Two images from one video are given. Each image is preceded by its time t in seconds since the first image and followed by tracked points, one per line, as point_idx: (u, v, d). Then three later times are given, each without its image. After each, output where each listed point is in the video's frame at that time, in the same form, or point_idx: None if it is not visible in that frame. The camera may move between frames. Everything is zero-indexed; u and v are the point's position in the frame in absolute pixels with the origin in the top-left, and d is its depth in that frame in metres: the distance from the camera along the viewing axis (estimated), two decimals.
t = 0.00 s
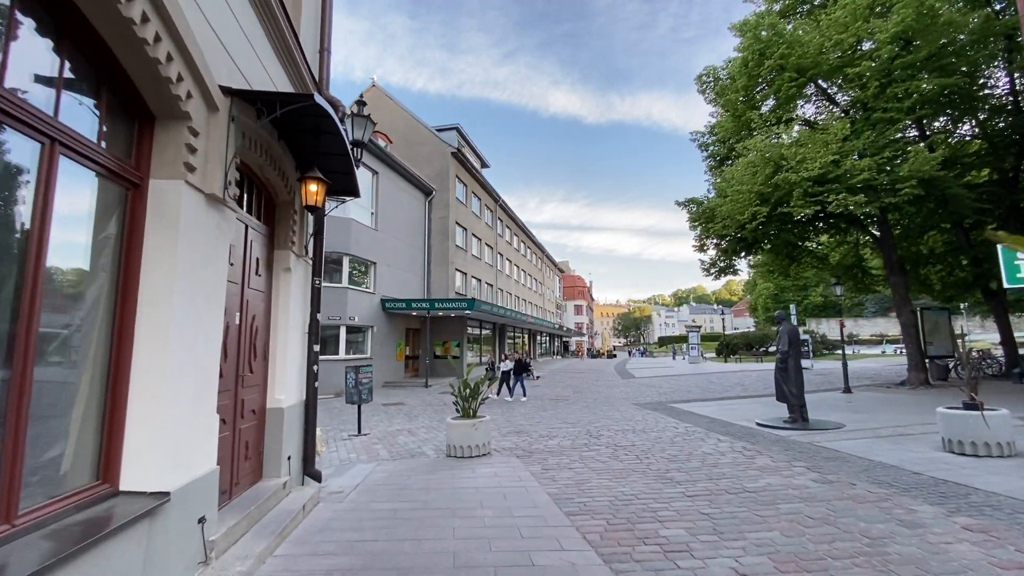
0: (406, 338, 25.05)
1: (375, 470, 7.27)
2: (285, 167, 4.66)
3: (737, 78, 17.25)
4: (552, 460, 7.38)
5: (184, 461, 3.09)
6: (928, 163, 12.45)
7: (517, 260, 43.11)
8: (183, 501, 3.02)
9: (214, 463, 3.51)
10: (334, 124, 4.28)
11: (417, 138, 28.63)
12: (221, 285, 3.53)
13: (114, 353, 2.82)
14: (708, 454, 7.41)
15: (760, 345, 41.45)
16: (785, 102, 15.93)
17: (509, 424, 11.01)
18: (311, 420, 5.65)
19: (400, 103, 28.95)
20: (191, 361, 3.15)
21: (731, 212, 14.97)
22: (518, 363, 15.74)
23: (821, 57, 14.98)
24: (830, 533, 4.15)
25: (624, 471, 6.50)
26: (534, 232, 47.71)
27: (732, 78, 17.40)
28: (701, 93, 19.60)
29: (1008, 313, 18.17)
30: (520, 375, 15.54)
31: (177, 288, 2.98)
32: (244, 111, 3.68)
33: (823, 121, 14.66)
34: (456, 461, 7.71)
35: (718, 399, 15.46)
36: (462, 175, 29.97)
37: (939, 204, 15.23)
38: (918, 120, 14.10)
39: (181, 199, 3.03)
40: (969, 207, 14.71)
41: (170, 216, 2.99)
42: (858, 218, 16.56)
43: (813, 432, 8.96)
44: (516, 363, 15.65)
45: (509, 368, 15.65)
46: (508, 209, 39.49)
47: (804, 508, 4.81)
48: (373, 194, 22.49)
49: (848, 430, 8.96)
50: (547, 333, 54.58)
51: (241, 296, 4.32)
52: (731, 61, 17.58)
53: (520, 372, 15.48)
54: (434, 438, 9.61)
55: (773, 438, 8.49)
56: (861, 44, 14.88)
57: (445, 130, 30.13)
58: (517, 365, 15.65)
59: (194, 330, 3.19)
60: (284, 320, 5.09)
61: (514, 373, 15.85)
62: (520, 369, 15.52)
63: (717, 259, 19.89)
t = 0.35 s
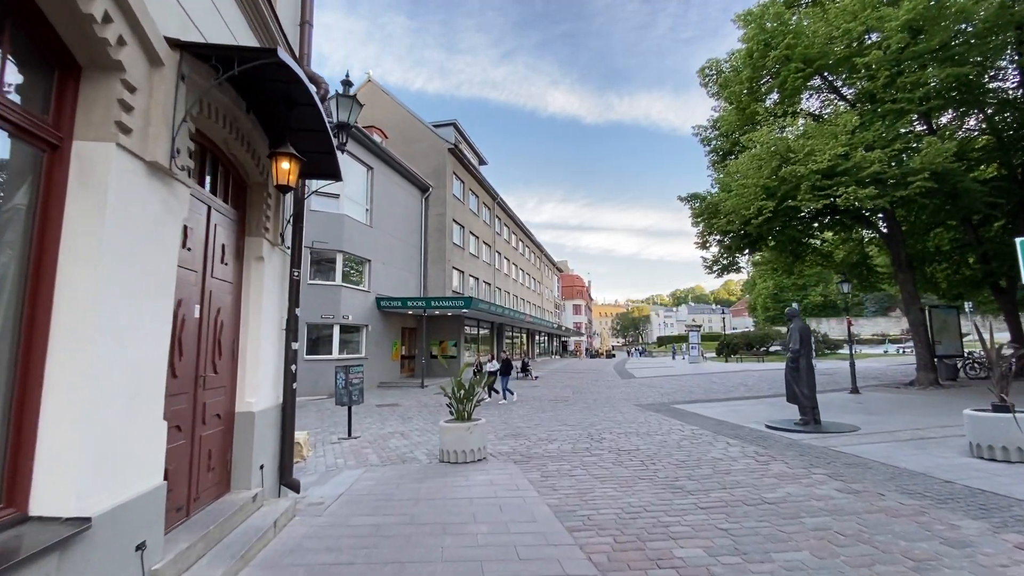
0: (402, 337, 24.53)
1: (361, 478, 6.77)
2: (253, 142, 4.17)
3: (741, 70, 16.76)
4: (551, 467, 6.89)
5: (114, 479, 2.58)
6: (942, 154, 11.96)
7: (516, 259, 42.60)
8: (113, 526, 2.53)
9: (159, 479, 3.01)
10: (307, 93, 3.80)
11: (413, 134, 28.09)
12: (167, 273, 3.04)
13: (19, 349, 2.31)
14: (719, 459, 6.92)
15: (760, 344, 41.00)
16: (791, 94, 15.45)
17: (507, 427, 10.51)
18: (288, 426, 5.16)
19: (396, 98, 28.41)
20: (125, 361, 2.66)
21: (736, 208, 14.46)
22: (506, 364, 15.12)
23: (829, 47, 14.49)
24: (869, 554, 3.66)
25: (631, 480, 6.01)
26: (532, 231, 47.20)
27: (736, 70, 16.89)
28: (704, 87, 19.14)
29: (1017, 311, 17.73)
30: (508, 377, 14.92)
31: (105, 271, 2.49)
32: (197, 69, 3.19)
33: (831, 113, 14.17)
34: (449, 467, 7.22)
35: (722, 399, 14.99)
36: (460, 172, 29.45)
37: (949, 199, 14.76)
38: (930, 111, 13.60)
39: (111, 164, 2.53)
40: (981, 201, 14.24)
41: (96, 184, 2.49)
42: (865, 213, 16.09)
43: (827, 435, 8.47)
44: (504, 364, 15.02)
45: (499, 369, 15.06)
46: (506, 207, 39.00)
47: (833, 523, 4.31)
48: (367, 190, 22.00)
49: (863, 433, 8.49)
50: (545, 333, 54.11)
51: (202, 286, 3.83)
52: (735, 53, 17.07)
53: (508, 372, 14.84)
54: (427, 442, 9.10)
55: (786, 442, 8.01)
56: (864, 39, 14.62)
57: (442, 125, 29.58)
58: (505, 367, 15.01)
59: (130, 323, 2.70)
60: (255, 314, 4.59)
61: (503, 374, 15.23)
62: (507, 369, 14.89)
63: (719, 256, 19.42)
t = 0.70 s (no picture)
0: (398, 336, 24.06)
1: (348, 485, 6.29)
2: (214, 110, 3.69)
3: (746, 61, 16.32)
4: (553, 473, 6.42)
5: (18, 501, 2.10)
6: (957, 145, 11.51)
7: (514, 257, 42.13)
8: (15, 565, 2.05)
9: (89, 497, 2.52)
10: (277, 54, 3.32)
11: (409, 129, 27.58)
12: (100, 253, 2.55)
13: None
14: (733, 464, 6.46)
15: (761, 343, 40.55)
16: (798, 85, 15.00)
17: (505, 429, 10.03)
18: (264, 429, 4.69)
19: (392, 93, 27.90)
20: (33, 360, 2.16)
21: (742, 201, 13.98)
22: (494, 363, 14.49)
23: (838, 36, 14.02)
24: None
25: (639, 488, 5.54)
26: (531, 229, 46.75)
27: (741, 61, 16.42)
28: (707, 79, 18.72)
29: None
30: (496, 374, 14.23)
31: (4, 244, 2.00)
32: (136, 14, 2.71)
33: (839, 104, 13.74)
34: (443, 473, 6.76)
35: (727, 400, 14.56)
36: (457, 168, 28.96)
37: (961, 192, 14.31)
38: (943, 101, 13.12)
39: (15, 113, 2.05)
40: (994, 195, 13.79)
41: None
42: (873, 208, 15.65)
43: (843, 437, 8.02)
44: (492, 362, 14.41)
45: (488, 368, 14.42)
46: (504, 204, 38.53)
47: (871, 540, 3.85)
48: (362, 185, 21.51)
49: (882, 436, 8.04)
50: (544, 332, 53.66)
51: (156, 273, 3.34)
52: (740, 43, 16.59)
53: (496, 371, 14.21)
54: (421, 446, 8.63)
55: (801, 445, 7.55)
56: (871, 30, 14.23)
57: (440, 121, 29.08)
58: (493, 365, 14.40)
59: (42, 314, 2.21)
60: (223, 306, 4.10)
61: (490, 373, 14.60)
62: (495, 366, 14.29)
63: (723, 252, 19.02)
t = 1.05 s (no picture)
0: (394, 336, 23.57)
1: (331, 498, 5.80)
2: (161, 74, 3.24)
3: (751, 53, 15.86)
4: (553, 483, 5.95)
5: None
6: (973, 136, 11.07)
7: (513, 256, 41.67)
8: None
9: None
10: (236, 14, 2.86)
11: (406, 125, 27.08)
12: None
13: None
14: (747, 474, 6.00)
15: (762, 343, 40.11)
16: (804, 78, 14.55)
17: (502, 434, 9.57)
18: (232, 440, 4.21)
19: (388, 89, 27.40)
20: None
21: (747, 197, 13.49)
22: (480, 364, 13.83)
23: (848, 24, 13.55)
24: None
25: (648, 502, 5.07)
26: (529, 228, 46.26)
27: (745, 54, 15.97)
28: (710, 73, 18.31)
29: None
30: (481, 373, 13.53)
31: None
32: None
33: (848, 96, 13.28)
34: (435, 483, 6.28)
35: (732, 401, 14.10)
36: (455, 165, 28.47)
37: (974, 187, 13.85)
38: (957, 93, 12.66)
39: None
40: (1009, 189, 13.33)
41: None
42: (882, 204, 15.17)
43: (860, 443, 7.55)
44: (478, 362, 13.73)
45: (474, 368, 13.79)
46: (502, 202, 38.06)
47: (917, 568, 3.39)
48: (357, 182, 21.03)
49: (901, 441, 7.59)
50: (543, 332, 53.22)
51: (92, 263, 2.87)
52: (745, 35, 16.13)
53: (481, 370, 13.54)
54: (413, 452, 8.15)
55: (818, 451, 7.09)
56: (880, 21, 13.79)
57: (437, 118, 28.58)
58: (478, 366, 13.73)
59: None
60: (181, 302, 3.62)
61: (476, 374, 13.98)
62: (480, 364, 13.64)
63: (726, 250, 18.61)
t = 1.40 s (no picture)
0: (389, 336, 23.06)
1: (308, 511, 5.30)
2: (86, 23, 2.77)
3: (755, 44, 15.39)
4: (550, 494, 5.46)
5: None
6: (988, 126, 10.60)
7: (511, 255, 41.19)
8: None
9: None
10: None
11: (401, 121, 26.55)
12: None
13: None
14: (761, 484, 5.53)
15: (762, 343, 39.66)
16: (810, 69, 14.07)
17: (497, 438, 9.08)
18: (185, 449, 3.75)
19: (383, 84, 26.89)
20: None
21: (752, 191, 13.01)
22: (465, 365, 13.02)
23: (857, 12, 13.06)
24: None
25: (655, 517, 4.59)
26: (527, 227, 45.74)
27: (749, 44, 15.49)
28: (712, 65, 17.84)
29: None
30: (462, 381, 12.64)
31: None
32: None
33: (858, 86, 12.81)
34: (423, 493, 5.79)
35: (736, 403, 13.64)
36: (451, 162, 27.96)
37: (986, 181, 13.38)
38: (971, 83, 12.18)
39: None
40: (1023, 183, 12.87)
41: None
42: (890, 199, 14.71)
43: (879, 449, 7.08)
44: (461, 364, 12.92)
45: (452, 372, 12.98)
46: (500, 200, 37.57)
47: None
48: (351, 177, 20.54)
49: (922, 446, 7.12)
50: (542, 332, 52.76)
51: None
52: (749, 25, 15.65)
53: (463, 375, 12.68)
54: (401, 458, 7.66)
55: (835, 458, 6.61)
56: (889, 9, 13.33)
57: (433, 113, 28.06)
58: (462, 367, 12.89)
59: None
60: (122, 292, 3.15)
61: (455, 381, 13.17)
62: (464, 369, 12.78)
63: (730, 246, 18.19)
